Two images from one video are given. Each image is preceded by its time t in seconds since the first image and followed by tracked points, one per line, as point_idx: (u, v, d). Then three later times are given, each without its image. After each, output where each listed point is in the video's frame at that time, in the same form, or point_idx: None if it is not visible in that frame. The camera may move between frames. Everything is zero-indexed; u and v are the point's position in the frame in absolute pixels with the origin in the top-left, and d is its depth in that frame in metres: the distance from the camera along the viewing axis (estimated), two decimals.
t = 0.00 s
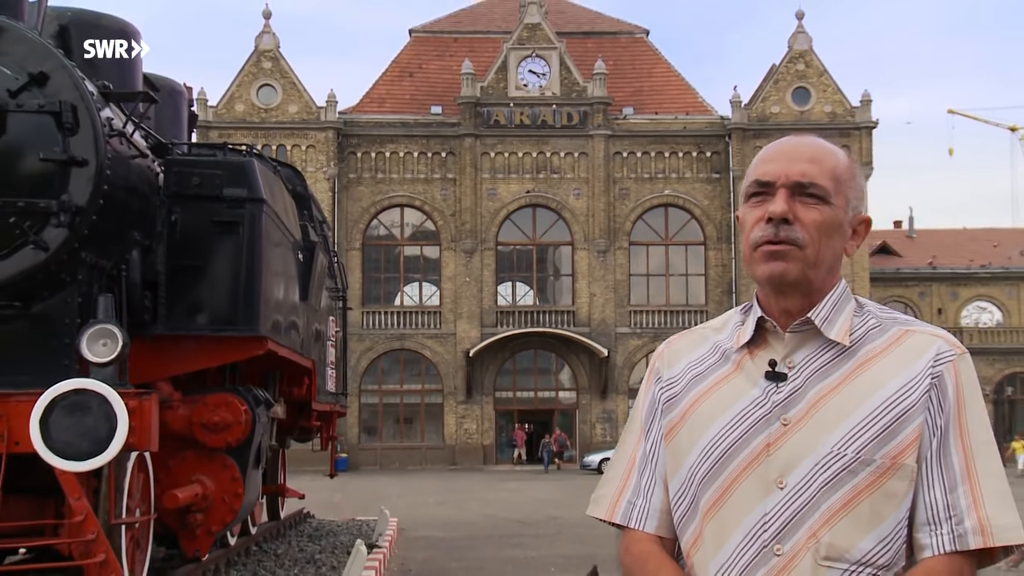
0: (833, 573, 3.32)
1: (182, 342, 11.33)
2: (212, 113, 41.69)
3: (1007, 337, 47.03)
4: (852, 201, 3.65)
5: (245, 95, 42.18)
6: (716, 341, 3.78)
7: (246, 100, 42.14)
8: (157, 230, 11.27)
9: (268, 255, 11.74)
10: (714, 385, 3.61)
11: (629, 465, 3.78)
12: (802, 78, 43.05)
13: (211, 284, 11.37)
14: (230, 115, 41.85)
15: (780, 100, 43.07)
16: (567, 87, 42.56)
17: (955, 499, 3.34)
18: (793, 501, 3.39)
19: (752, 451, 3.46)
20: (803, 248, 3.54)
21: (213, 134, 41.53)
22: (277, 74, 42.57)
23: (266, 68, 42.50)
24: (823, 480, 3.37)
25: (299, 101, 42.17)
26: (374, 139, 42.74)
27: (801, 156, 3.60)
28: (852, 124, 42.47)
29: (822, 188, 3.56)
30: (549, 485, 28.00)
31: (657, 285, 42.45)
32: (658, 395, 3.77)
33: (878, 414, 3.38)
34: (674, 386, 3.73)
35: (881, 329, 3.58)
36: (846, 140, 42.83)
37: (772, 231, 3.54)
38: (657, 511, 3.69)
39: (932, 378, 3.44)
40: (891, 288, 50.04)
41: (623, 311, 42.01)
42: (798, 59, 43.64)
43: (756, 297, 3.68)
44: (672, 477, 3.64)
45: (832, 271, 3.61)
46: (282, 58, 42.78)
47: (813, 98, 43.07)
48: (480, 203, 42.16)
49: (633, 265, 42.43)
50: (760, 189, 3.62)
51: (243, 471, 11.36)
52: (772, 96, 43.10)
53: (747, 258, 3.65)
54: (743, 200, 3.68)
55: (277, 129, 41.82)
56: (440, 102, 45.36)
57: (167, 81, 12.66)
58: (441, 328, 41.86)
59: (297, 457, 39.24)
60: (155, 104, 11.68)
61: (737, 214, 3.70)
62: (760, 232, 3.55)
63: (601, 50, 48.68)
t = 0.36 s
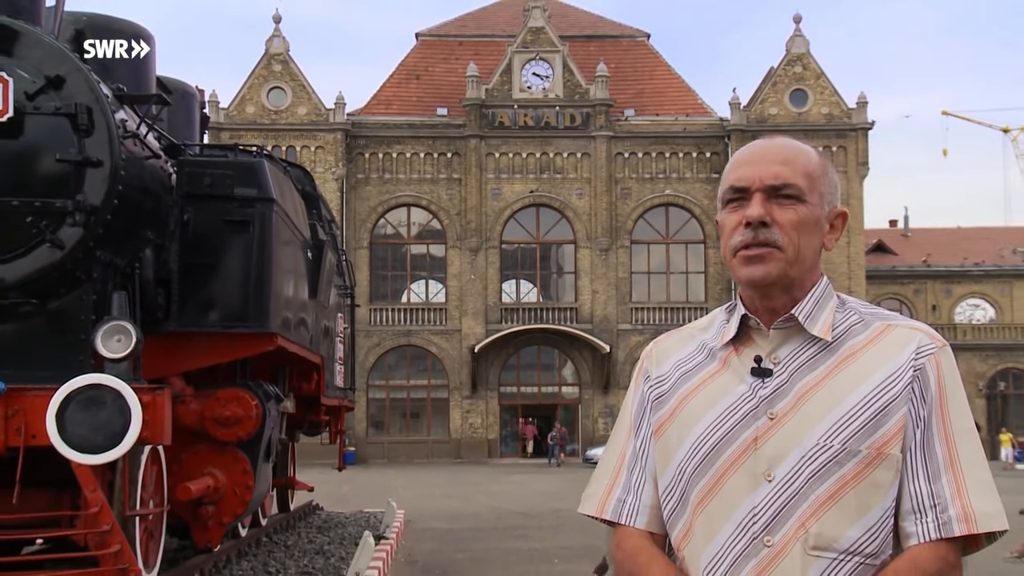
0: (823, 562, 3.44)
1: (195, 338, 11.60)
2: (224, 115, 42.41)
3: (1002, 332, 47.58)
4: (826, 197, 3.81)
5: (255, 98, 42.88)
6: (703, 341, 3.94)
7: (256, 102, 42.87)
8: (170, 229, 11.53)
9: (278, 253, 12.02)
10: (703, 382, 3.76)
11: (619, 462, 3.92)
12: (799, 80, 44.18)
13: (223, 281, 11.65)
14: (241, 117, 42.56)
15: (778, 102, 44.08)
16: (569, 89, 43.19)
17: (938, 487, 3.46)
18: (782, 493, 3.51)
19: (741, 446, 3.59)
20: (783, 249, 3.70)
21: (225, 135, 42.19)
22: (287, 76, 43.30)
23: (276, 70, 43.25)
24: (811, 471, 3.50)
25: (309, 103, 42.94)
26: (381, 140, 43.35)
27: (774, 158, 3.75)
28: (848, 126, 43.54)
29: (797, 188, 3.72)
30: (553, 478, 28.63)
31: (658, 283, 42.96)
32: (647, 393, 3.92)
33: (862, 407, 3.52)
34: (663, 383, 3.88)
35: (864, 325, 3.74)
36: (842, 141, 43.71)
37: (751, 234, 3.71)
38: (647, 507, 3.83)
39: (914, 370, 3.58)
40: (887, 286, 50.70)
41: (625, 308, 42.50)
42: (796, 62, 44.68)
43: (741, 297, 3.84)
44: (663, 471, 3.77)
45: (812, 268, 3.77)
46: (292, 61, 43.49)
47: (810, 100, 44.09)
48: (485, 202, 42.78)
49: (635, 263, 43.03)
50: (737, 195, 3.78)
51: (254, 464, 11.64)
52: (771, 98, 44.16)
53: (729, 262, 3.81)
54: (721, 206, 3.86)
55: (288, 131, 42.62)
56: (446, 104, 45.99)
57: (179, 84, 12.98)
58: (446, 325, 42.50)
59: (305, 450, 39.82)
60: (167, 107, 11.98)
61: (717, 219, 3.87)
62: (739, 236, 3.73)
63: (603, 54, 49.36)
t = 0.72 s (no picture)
0: (823, 555, 3.37)
1: (207, 334, 11.93)
2: (237, 116, 42.77)
3: (997, 328, 48.13)
4: (803, 190, 3.74)
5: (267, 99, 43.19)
6: (702, 340, 3.88)
7: (268, 103, 43.19)
8: (184, 228, 11.84)
9: (289, 251, 12.33)
10: (703, 382, 3.71)
11: (625, 462, 3.88)
12: (797, 81, 44.74)
13: (235, 278, 11.96)
14: (253, 118, 42.89)
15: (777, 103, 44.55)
16: (574, 91, 43.60)
17: (933, 474, 3.37)
18: (784, 488, 3.44)
19: (741, 443, 3.53)
20: (766, 254, 3.63)
21: (238, 136, 42.56)
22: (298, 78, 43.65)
23: (288, 73, 43.55)
24: (812, 465, 3.43)
25: (320, 104, 43.30)
26: (389, 140, 43.70)
27: (745, 164, 3.68)
28: (846, 125, 44.25)
29: (773, 191, 3.63)
30: (559, 468, 29.12)
31: (660, 279, 43.37)
32: (651, 392, 3.89)
33: (858, 399, 3.46)
34: (666, 383, 3.85)
35: (859, 316, 3.66)
36: (840, 141, 44.23)
37: (735, 244, 3.63)
38: (655, 504, 3.77)
39: (908, 359, 3.51)
40: (883, 282, 51.32)
41: (628, 305, 42.90)
42: (795, 64, 45.20)
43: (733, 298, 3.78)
44: (667, 466, 3.72)
45: (801, 265, 3.71)
46: (303, 64, 43.84)
47: (809, 101, 44.62)
48: (491, 201, 43.14)
49: (637, 260, 43.42)
50: (714, 208, 3.70)
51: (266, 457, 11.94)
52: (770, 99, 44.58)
53: (725, 272, 3.75)
54: (702, 216, 3.77)
55: (299, 131, 42.84)
56: (453, 105, 46.32)
57: (193, 87, 13.34)
58: (453, 321, 42.83)
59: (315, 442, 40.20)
60: (181, 108, 12.33)
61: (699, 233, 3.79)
62: (726, 247, 3.64)
63: (606, 56, 49.78)
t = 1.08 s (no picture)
0: (825, 544, 3.54)
1: (220, 331, 12.22)
2: (247, 118, 43.12)
3: (992, 325, 48.64)
4: (805, 188, 3.94)
5: (277, 101, 43.52)
6: (711, 333, 4.05)
7: (278, 106, 43.52)
8: (196, 227, 12.14)
9: (298, 250, 12.62)
10: (711, 374, 3.88)
11: (635, 453, 4.08)
12: (795, 84, 44.93)
13: (247, 276, 12.25)
14: (264, 119, 43.26)
15: (776, 104, 44.86)
16: (577, 93, 43.90)
17: (932, 468, 3.51)
18: (786, 481, 3.61)
19: (746, 436, 3.70)
20: (775, 245, 3.82)
21: (248, 137, 42.93)
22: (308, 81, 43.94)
23: (298, 75, 43.83)
24: (814, 457, 3.59)
25: (328, 106, 43.61)
26: (397, 141, 43.98)
27: (747, 162, 3.90)
28: (842, 127, 44.42)
29: (774, 186, 3.85)
30: (561, 463, 29.46)
31: (660, 277, 43.71)
32: (660, 385, 4.07)
33: (861, 394, 3.60)
34: (674, 375, 4.02)
35: (861, 315, 3.80)
36: (838, 142, 44.52)
37: (741, 236, 3.83)
38: (660, 493, 3.97)
39: (911, 355, 3.64)
40: (879, 281, 51.97)
41: (630, 302, 43.26)
42: (793, 66, 45.52)
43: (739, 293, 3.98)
44: (674, 455, 3.89)
45: (805, 258, 3.89)
46: (312, 66, 44.13)
47: (807, 103, 44.91)
48: (496, 201, 43.43)
49: (639, 259, 43.74)
50: (720, 203, 3.93)
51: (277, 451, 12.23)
52: (768, 101, 44.90)
53: (728, 265, 3.96)
54: (709, 215, 4.00)
55: (309, 133, 43.16)
56: (459, 107, 46.62)
57: (206, 90, 13.62)
58: (460, 318, 43.18)
59: (324, 437, 40.64)
60: (193, 111, 12.61)
61: (707, 230, 4.01)
62: (732, 241, 3.85)
63: (608, 58, 50.13)
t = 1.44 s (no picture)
0: (826, 529, 3.51)
1: (231, 328, 12.57)
2: (258, 120, 43.57)
3: (980, 321, 49.44)
4: (806, 185, 3.90)
5: (287, 103, 43.93)
6: (710, 324, 4.03)
7: (288, 108, 43.93)
8: (209, 226, 12.50)
9: (307, 249, 12.98)
10: (708, 363, 3.84)
11: (634, 443, 4.05)
12: (790, 87, 45.31)
13: (258, 274, 12.62)
14: (274, 122, 43.72)
15: (771, 107, 45.30)
16: (579, 96, 44.31)
17: (930, 454, 3.49)
18: (786, 467, 3.57)
19: (744, 424, 3.66)
20: (778, 240, 3.78)
21: (259, 140, 43.41)
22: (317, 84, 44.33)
23: (307, 79, 44.19)
24: (814, 443, 3.54)
25: (337, 109, 44.02)
26: (403, 143, 44.42)
27: (753, 159, 3.85)
28: (836, 129, 44.85)
29: (781, 182, 3.80)
30: (563, 457, 29.85)
31: (660, 275, 44.07)
32: (657, 375, 4.04)
33: (859, 379, 3.56)
34: (670, 367, 3.98)
35: (854, 305, 3.78)
36: (831, 144, 44.91)
37: (747, 230, 3.78)
38: (661, 481, 3.93)
39: (906, 343, 3.61)
40: (872, 279, 52.66)
41: (629, 299, 43.67)
42: (788, 70, 46.05)
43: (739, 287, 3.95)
44: (675, 445, 3.86)
45: (806, 253, 3.86)
46: (321, 70, 44.52)
47: (802, 106, 45.29)
48: (499, 201, 43.78)
49: (639, 257, 44.13)
50: (726, 198, 3.88)
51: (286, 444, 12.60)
52: (764, 104, 45.33)
53: (729, 259, 3.91)
54: (712, 211, 3.95)
55: (318, 134, 43.59)
56: (464, 110, 47.02)
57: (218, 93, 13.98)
58: (464, 315, 43.54)
59: (332, 431, 41.10)
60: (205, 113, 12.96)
61: (710, 225, 3.95)
62: (737, 234, 3.81)
63: (609, 61, 50.62)
